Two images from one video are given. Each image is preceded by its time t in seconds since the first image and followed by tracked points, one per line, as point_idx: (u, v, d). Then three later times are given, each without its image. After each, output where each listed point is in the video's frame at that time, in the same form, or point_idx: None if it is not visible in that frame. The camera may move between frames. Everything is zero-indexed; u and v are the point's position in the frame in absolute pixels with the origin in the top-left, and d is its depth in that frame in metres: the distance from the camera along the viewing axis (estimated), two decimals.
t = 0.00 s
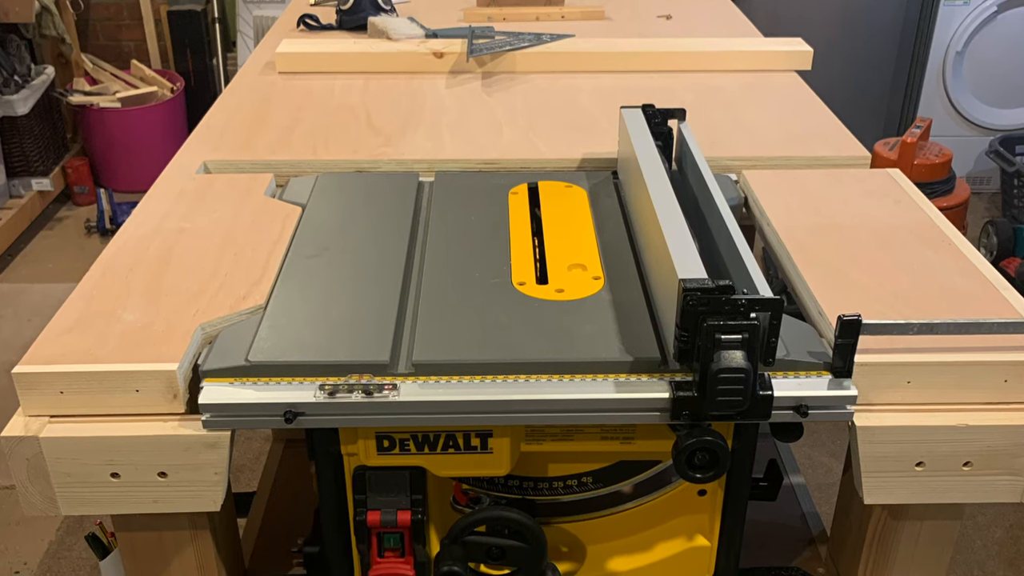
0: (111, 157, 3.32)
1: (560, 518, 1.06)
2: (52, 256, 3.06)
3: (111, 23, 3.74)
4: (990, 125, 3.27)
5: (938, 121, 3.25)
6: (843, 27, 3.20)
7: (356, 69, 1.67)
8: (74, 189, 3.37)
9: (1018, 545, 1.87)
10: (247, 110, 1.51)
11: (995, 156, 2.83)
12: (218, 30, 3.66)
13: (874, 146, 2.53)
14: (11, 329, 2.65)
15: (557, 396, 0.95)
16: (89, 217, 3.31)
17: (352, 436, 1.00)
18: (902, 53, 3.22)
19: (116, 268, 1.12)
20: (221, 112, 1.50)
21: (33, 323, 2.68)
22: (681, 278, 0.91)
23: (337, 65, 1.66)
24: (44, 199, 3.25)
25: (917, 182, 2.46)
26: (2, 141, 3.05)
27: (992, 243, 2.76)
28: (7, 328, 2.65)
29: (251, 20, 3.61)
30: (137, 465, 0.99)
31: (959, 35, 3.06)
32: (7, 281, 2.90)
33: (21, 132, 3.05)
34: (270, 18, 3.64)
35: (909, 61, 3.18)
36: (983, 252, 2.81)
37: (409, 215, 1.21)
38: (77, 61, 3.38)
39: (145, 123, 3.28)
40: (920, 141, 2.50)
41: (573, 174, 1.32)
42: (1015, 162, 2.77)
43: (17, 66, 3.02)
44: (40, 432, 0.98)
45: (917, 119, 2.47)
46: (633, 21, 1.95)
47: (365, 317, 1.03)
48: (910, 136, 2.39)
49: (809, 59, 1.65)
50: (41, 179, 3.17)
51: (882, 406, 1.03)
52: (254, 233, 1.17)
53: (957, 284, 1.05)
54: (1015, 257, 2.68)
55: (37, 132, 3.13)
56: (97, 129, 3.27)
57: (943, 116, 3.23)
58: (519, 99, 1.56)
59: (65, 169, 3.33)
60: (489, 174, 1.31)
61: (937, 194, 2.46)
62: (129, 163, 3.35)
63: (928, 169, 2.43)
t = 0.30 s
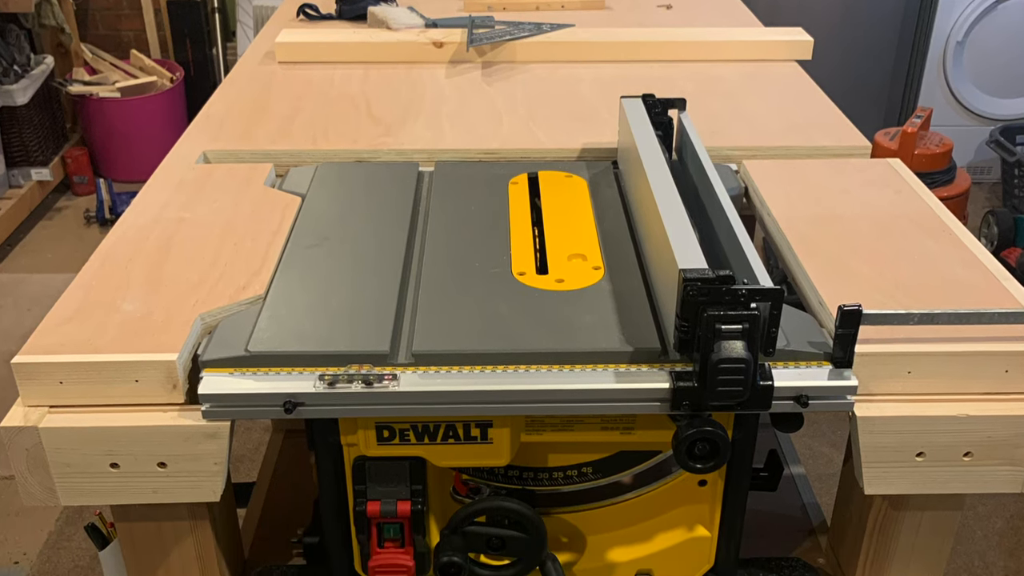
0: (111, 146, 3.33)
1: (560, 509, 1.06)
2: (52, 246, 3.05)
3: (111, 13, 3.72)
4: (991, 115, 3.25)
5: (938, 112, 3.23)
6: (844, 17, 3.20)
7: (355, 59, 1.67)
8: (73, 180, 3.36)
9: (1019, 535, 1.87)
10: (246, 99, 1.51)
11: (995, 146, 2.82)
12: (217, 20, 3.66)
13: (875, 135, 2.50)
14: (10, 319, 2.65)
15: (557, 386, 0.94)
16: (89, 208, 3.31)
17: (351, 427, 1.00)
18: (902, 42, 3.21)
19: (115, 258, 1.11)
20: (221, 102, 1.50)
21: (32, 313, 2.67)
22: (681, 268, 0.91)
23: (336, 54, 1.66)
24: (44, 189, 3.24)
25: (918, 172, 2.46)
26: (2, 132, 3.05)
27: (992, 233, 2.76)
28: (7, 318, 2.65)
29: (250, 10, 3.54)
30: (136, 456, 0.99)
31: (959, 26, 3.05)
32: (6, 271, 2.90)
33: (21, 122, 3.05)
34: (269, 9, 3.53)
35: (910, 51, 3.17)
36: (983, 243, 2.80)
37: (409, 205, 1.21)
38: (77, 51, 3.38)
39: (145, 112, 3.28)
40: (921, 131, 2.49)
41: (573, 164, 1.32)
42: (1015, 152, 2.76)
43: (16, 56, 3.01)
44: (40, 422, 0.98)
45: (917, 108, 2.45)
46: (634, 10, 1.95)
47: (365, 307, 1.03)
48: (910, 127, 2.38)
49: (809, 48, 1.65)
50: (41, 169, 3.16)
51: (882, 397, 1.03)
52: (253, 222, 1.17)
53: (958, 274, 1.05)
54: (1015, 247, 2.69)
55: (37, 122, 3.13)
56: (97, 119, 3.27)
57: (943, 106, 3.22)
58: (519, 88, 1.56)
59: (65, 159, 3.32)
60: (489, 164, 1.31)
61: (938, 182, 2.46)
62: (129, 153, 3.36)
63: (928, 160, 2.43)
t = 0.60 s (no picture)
0: (111, 133, 3.32)
1: (559, 498, 1.05)
2: (51, 235, 3.05)
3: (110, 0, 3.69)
4: (992, 103, 3.25)
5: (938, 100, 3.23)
6: (845, 6, 3.19)
7: (356, 47, 1.67)
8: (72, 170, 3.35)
9: (1019, 525, 1.87)
10: (246, 88, 1.51)
11: (995, 135, 2.82)
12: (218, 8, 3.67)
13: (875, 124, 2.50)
14: (10, 308, 2.65)
15: (557, 375, 0.94)
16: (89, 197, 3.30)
17: (351, 416, 1.00)
18: (902, 31, 3.19)
19: (114, 247, 1.11)
20: (220, 91, 1.50)
21: (32, 303, 2.67)
22: (681, 257, 0.91)
23: (336, 43, 1.66)
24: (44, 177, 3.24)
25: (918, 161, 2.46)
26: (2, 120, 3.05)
27: (992, 222, 2.75)
28: (6, 307, 2.65)
29: None
30: (135, 445, 0.99)
31: (959, 15, 3.04)
32: (6, 260, 2.89)
33: (21, 111, 3.04)
34: None
35: (910, 38, 3.17)
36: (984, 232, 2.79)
37: (409, 194, 1.20)
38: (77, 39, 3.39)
39: (145, 101, 3.27)
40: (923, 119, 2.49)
41: (573, 153, 1.31)
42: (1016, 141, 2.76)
43: (15, 44, 3.01)
44: (39, 411, 0.98)
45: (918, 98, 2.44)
46: None
47: (365, 295, 1.02)
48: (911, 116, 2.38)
49: (810, 37, 1.64)
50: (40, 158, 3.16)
51: (882, 386, 1.03)
52: (253, 211, 1.17)
53: (958, 263, 1.05)
54: (1015, 235, 2.71)
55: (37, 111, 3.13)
56: (96, 107, 3.27)
57: (944, 95, 3.22)
58: (519, 77, 1.56)
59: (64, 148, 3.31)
60: (489, 153, 1.31)
61: (938, 173, 2.46)
62: (129, 141, 3.35)
63: (929, 148, 2.43)
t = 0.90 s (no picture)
0: (111, 124, 3.32)
1: (559, 488, 1.06)
2: (50, 224, 3.05)
3: None
4: (992, 92, 3.25)
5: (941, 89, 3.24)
6: None
7: (355, 36, 1.66)
8: (71, 158, 3.34)
9: (1020, 514, 1.86)
10: (245, 77, 1.51)
11: (996, 123, 2.82)
12: None
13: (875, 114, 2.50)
14: (9, 297, 2.65)
15: (557, 364, 0.94)
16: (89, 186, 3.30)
17: (351, 405, 0.99)
18: (902, 20, 3.18)
19: (114, 236, 1.11)
20: (219, 79, 1.50)
21: (31, 292, 2.67)
22: (681, 247, 0.91)
23: (336, 32, 1.66)
24: (43, 168, 3.24)
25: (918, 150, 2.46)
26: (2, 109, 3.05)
27: (994, 211, 2.74)
28: (6, 296, 2.65)
29: None
30: (135, 435, 0.99)
31: (961, 4, 3.03)
32: (5, 249, 2.89)
33: (20, 100, 3.04)
34: None
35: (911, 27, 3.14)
36: (986, 222, 2.78)
37: (408, 183, 1.20)
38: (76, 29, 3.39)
39: (143, 90, 3.26)
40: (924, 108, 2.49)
41: (573, 142, 1.31)
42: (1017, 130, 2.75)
43: (15, 34, 3.03)
44: (38, 401, 0.97)
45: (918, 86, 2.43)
46: None
47: (365, 284, 1.02)
48: (911, 105, 2.38)
49: (810, 26, 1.64)
50: (39, 147, 3.16)
51: (883, 375, 1.02)
52: (252, 200, 1.17)
53: (959, 252, 1.04)
54: (1015, 226, 2.69)
55: (37, 101, 3.13)
56: (96, 97, 3.26)
57: (945, 83, 3.22)
58: (519, 66, 1.56)
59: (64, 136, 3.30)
60: (489, 142, 1.31)
61: (938, 161, 2.45)
62: (129, 131, 3.35)
63: (930, 138, 2.43)
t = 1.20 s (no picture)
0: (110, 112, 3.30)
1: (560, 477, 1.05)
2: (50, 212, 3.04)
3: None
4: (992, 81, 3.24)
5: (941, 78, 3.23)
6: None
7: (355, 25, 1.66)
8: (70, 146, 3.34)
9: (1021, 504, 1.86)
10: (245, 65, 1.51)
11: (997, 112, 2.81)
12: None
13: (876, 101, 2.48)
14: (9, 285, 2.65)
15: (557, 353, 0.94)
16: (88, 173, 3.30)
17: (350, 394, 0.99)
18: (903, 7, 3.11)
19: (113, 225, 1.11)
20: (219, 68, 1.49)
21: (31, 281, 2.68)
22: (681, 235, 0.91)
23: (336, 20, 1.66)
24: (43, 155, 3.24)
25: (918, 138, 2.46)
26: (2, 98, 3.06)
27: (995, 200, 2.72)
28: (5, 284, 2.65)
29: None
30: (134, 424, 0.99)
31: None
32: (5, 238, 2.89)
33: (20, 89, 3.05)
34: None
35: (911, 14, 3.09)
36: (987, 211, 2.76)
37: (408, 172, 1.20)
38: (76, 17, 3.38)
39: (143, 79, 3.24)
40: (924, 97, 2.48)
41: (573, 130, 1.31)
42: (1017, 118, 2.74)
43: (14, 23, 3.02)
44: (37, 390, 0.97)
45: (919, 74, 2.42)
46: None
47: (365, 273, 1.02)
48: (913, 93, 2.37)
49: (811, 15, 1.64)
50: (39, 136, 3.17)
51: (884, 364, 1.02)
52: (252, 189, 1.17)
53: (960, 241, 1.04)
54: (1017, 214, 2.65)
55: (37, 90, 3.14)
56: (96, 85, 3.25)
57: (946, 72, 3.22)
58: (519, 55, 1.56)
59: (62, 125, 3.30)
60: (489, 131, 1.31)
61: (940, 150, 2.45)
62: (129, 120, 3.32)
63: (931, 126, 2.43)
